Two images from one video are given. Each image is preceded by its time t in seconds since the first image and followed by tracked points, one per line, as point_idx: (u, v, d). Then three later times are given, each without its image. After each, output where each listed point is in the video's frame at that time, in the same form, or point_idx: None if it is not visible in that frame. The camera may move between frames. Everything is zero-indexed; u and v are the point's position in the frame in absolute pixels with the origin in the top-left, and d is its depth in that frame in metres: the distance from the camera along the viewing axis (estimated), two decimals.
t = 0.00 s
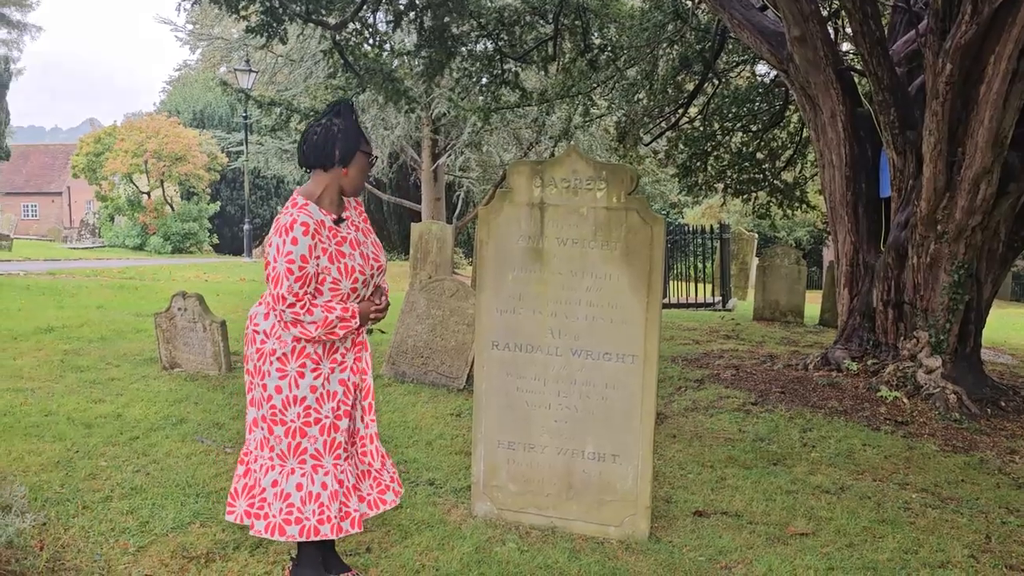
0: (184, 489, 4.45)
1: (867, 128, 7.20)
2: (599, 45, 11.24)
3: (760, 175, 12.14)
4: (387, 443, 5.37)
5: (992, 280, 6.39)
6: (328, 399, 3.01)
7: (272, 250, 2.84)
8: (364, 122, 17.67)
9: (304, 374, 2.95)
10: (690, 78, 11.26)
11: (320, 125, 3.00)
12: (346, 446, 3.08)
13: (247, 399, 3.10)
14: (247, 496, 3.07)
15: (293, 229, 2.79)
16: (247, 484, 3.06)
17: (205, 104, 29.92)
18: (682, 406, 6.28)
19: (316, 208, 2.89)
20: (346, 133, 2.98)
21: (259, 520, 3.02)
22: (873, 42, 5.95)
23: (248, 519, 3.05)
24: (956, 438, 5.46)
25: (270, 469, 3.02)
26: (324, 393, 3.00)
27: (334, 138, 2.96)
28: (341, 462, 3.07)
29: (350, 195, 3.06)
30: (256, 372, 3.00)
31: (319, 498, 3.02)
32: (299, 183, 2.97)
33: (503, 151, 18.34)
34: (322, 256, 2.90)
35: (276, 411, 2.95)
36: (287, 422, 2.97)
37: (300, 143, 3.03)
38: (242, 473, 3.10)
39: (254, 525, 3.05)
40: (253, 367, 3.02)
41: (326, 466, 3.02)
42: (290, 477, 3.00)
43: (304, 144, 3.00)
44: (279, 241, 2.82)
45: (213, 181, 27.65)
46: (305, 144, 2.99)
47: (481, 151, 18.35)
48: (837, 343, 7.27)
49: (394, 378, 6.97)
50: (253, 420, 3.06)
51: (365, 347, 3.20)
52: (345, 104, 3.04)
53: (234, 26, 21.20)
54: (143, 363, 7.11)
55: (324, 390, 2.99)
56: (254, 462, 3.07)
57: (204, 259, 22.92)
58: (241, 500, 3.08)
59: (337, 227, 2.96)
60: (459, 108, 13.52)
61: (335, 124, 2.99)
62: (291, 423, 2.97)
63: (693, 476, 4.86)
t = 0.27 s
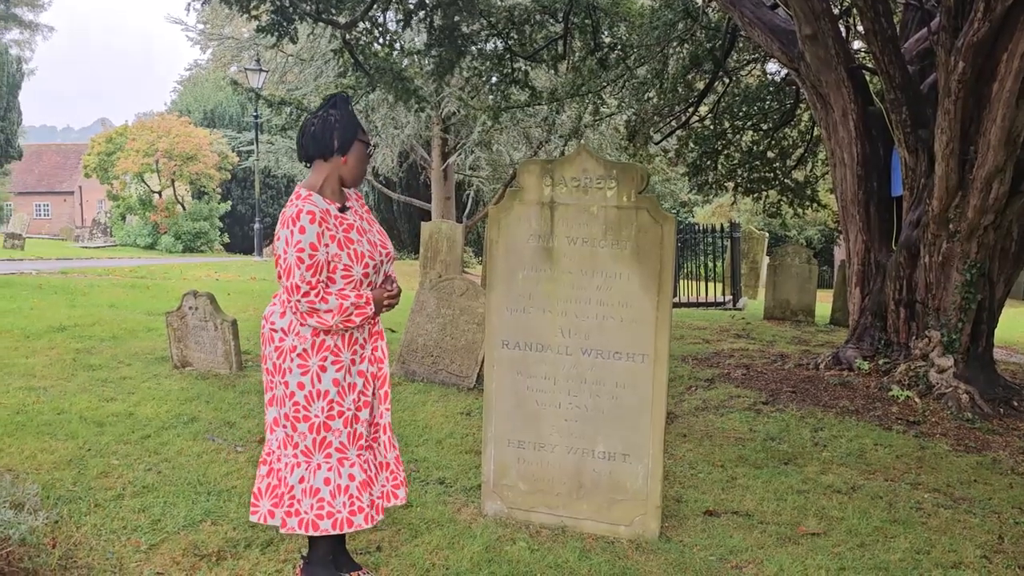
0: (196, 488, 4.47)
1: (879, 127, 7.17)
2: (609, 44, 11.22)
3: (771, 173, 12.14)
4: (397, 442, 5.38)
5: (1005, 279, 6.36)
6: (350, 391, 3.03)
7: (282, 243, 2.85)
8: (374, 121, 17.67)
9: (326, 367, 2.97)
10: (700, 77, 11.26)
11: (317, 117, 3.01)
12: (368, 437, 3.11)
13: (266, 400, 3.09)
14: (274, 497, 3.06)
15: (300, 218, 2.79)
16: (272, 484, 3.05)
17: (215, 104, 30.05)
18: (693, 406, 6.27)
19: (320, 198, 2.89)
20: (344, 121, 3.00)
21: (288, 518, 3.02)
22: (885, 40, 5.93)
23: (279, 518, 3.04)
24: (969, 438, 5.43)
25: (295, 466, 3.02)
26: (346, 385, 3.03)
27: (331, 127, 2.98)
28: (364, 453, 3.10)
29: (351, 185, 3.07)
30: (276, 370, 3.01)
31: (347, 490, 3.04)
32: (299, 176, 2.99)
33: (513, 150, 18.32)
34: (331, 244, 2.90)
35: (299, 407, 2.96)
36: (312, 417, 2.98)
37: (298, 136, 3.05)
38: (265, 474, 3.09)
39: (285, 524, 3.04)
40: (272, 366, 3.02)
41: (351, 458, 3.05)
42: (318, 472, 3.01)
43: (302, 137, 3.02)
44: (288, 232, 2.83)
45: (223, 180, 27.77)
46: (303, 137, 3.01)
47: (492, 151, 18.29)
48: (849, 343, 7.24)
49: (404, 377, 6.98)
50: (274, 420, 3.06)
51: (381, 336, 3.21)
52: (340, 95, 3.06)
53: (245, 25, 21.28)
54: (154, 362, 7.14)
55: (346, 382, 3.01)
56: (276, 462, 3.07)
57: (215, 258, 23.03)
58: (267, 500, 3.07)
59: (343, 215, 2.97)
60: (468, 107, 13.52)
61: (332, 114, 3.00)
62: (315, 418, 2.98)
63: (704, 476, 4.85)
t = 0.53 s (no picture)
0: (205, 487, 4.49)
1: (888, 127, 7.15)
2: (617, 44, 11.20)
3: (780, 174, 12.05)
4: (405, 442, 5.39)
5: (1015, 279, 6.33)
6: (367, 386, 3.06)
7: (288, 239, 2.86)
8: (382, 122, 17.67)
9: (341, 363, 2.98)
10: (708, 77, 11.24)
11: (315, 116, 3.02)
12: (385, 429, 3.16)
13: (284, 401, 3.11)
14: (298, 498, 3.09)
15: (303, 213, 2.80)
16: (295, 484, 3.07)
17: (224, 104, 30.17)
18: (701, 406, 6.27)
19: (322, 193, 2.90)
20: (341, 117, 3.00)
21: (314, 516, 3.06)
22: (894, 39, 5.91)
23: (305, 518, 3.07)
24: (978, 439, 5.42)
25: (318, 465, 3.04)
26: (363, 380, 3.05)
27: (329, 124, 2.97)
28: (383, 446, 3.15)
29: (353, 181, 3.07)
30: (291, 371, 3.01)
31: (370, 483, 3.08)
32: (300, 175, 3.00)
33: (521, 150, 18.32)
34: (336, 237, 2.90)
35: (318, 405, 2.97)
36: (331, 414, 3.00)
37: (298, 136, 3.06)
38: (287, 475, 3.10)
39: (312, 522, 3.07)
40: (287, 367, 3.03)
41: (372, 451, 3.09)
42: (341, 468, 3.04)
43: (301, 136, 3.03)
44: (294, 228, 2.84)
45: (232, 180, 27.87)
46: (301, 137, 3.02)
47: (500, 151, 18.29)
48: (858, 343, 7.23)
49: (412, 377, 6.99)
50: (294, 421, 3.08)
51: (394, 329, 3.22)
52: (337, 94, 3.06)
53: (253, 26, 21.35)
54: (163, 361, 7.17)
55: (363, 377, 3.04)
56: (298, 462, 3.09)
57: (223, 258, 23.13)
58: (290, 501, 3.09)
59: (346, 208, 2.96)
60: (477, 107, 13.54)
61: (330, 113, 3.00)
62: (334, 415, 3.00)
63: (712, 477, 4.85)
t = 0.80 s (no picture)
0: (211, 488, 4.50)
1: (895, 127, 7.13)
2: (623, 45, 11.19)
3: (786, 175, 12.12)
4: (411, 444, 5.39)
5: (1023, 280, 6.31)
6: (376, 385, 3.05)
7: (286, 237, 2.88)
8: (388, 123, 17.69)
9: (344, 362, 2.99)
10: (715, 78, 11.22)
11: (319, 116, 3.04)
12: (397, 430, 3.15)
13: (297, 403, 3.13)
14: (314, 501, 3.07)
15: (301, 211, 2.81)
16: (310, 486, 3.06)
17: (231, 106, 30.25)
18: (707, 408, 6.26)
19: (322, 193, 2.91)
20: (345, 118, 3.01)
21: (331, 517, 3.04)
22: (902, 40, 5.90)
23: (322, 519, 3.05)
24: (986, 441, 5.39)
25: (334, 464, 3.04)
26: (371, 380, 3.04)
27: (332, 125, 2.99)
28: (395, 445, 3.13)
29: (357, 182, 3.07)
30: (298, 373, 3.03)
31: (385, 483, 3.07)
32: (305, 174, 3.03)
33: (528, 151, 18.32)
34: (334, 236, 2.90)
35: (327, 405, 2.98)
36: (341, 414, 3.00)
37: (303, 135, 3.09)
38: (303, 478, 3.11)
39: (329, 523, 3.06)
40: (294, 370, 3.06)
41: (386, 451, 3.08)
42: (355, 468, 3.02)
43: (306, 136, 3.05)
44: (291, 226, 2.85)
45: (239, 182, 27.96)
46: (307, 137, 3.04)
47: (506, 152, 18.30)
48: (865, 344, 7.21)
49: (418, 379, 7.00)
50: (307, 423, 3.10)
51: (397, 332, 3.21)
52: (342, 93, 3.07)
53: (259, 27, 21.39)
54: (170, 363, 7.19)
55: (371, 376, 3.03)
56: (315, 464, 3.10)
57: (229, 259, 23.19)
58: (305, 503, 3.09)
59: (347, 208, 2.97)
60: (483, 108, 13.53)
61: (333, 113, 3.02)
62: (344, 414, 3.01)
63: (718, 478, 4.84)
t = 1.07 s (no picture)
0: (217, 490, 4.50)
1: (902, 128, 7.11)
2: (629, 46, 11.19)
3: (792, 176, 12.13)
4: (417, 445, 5.39)
5: None
6: (367, 396, 3.05)
7: (289, 243, 2.89)
8: (394, 125, 17.71)
9: (341, 369, 2.99)
10: (721, 80, 11.23)
11: (321, 118, 3.02)
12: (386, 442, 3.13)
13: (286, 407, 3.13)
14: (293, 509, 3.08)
15: (305, 218, 2.82)
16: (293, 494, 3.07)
17: (237, 107, 30.32)
18: (713, 409, 6.25)
19: (326, 198, 2.91)
20: (347, 120, 3.00)
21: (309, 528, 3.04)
22: (908, 41, 5.90)
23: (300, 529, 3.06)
24: (993, 443, 5.38)
25: (317, 474, 3.04)
26: (364, 390, 3.04)
27: (335, 128, 2.99)
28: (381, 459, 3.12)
29: (359, 184, 3.08)
30: (293, 377, 3.04)
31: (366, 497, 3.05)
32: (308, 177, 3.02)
33: (534, 153, 18.27)
34: (339, 243, 2.90)
35: (316, 412, 2.98)
36: (329, 423, 3.00)
37: (304, 137, 3.07)
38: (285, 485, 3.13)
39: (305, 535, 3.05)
40: (289, 373, 3.07)
41: (370, 465, 3.06)
42: (336, 480, 3.01)
43: (308, 138, 3.04)
44: (294, 232, 2.86)
45: (245, 183, 28.01)
46: (309, 141, 3.03)
47: (512, 153, 18.24)
48: (871, 346, 7.20)
49: (424, 380, 7.01)
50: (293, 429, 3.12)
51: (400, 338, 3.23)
52: (343, 95, 3.06)
53: (265, 29, 21.45)
54: (177, 364, 7.21)
55: (363, 386, 3.03)
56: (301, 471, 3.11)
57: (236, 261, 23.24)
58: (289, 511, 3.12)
59: (350, 213, 2.97)
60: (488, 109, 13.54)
61: (335, 115, 3.00)
62: (332, 423, 3.00)
63: (724, 480, 4.84)
